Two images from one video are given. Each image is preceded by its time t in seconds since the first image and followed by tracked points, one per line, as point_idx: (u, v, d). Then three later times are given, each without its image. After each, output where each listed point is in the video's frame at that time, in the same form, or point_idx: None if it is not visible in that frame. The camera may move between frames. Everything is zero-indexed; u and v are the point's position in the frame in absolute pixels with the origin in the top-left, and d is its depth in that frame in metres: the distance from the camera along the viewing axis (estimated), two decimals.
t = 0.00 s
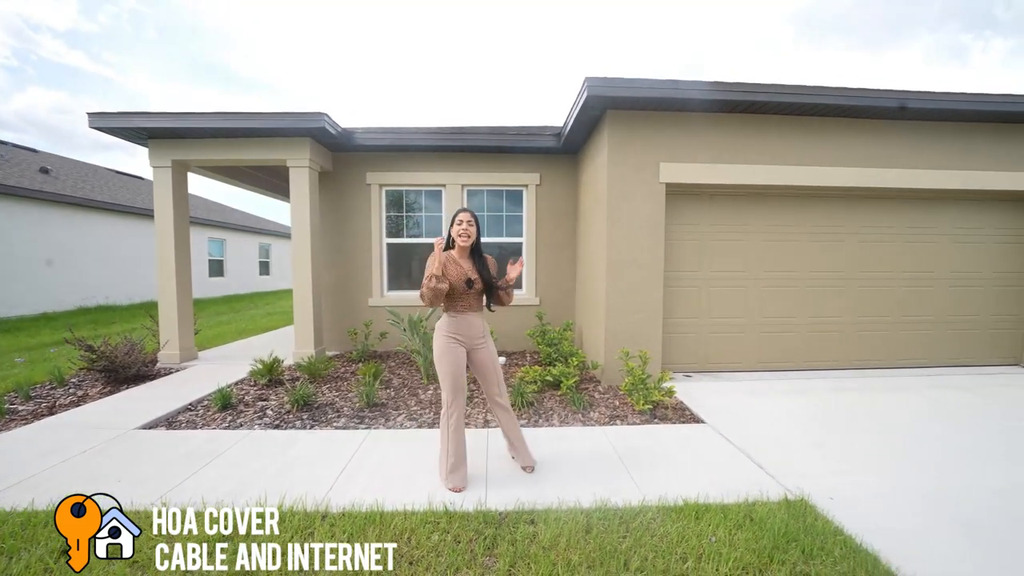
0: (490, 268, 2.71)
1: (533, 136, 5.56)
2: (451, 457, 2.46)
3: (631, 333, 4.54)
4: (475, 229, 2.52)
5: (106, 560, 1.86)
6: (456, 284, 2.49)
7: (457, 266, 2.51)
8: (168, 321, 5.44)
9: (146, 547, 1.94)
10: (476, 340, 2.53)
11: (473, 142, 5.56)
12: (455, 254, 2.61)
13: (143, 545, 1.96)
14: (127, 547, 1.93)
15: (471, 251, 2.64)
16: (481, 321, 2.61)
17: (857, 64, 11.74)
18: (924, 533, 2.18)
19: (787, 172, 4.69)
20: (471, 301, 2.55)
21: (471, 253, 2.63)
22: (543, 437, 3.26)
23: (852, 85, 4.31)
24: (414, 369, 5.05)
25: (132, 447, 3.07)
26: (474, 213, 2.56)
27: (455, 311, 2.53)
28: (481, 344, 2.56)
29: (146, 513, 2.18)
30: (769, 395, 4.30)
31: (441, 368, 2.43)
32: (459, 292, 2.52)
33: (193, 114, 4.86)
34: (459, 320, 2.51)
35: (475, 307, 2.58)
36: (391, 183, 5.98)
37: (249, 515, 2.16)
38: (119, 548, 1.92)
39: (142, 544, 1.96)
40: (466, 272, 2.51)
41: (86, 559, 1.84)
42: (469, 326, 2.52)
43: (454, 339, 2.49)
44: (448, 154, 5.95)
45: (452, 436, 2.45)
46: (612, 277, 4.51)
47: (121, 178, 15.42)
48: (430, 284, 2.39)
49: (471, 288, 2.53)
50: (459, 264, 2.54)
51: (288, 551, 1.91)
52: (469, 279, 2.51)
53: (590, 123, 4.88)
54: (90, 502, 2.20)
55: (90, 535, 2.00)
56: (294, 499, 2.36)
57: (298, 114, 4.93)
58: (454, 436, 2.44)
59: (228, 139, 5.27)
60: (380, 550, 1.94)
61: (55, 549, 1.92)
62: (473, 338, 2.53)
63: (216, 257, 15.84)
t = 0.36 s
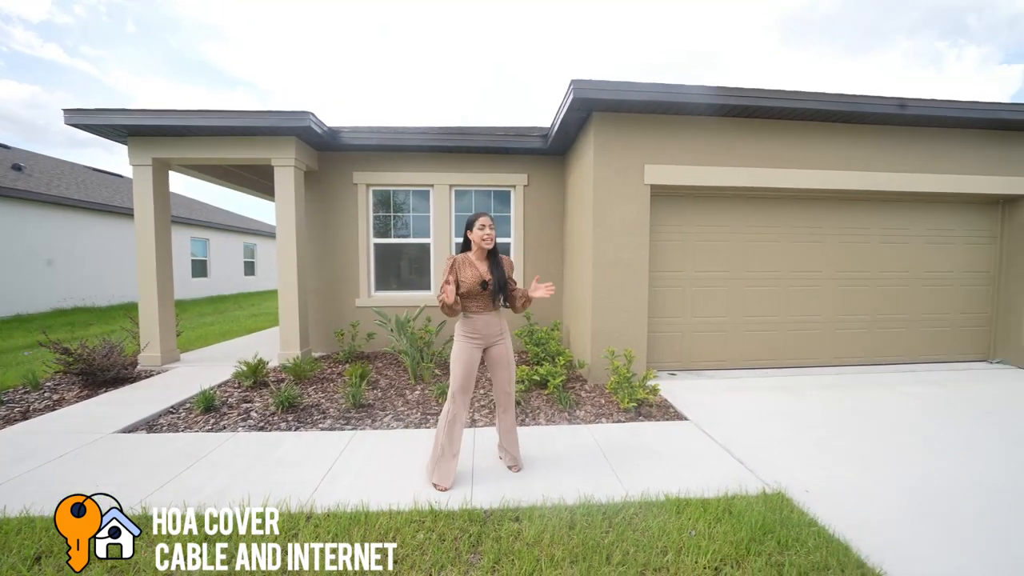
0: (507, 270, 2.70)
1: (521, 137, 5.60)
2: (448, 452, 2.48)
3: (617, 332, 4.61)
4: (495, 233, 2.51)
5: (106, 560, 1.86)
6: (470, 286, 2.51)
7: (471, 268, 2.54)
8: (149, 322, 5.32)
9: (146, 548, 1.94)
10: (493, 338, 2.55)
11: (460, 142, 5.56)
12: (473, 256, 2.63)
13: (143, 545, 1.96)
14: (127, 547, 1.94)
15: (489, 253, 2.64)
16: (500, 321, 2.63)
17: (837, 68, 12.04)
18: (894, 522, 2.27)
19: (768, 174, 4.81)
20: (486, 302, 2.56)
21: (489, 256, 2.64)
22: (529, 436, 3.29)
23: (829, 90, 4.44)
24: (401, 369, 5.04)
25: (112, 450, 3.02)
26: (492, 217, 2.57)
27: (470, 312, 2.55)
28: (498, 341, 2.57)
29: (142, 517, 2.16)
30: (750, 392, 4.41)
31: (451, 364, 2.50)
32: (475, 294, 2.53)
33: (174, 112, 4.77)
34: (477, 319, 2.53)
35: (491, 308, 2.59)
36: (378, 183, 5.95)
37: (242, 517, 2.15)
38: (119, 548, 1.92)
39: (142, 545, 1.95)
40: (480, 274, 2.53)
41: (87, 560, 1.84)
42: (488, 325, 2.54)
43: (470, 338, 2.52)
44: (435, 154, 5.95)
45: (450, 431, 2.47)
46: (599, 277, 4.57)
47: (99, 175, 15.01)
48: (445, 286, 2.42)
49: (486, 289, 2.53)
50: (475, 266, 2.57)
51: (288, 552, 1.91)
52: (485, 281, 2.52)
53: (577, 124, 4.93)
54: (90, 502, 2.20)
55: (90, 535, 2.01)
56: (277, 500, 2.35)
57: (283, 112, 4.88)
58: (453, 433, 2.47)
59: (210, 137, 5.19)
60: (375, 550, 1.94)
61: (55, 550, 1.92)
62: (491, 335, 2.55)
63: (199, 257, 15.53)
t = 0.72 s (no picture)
0: (513, 271, 2.74)
1: (511, 138, 5.63)
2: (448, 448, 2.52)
3: (605, 331, 4.66)
4: (501, 236, 2.55)
5: (107, 560, 1.86)
6: (477, 287, 2.57)
7: (479, 269, 2.59)
8: (134, 322, 5.26)
9: (147, 547, 1.94)
10: (498, 336, 2.59)
11: (451, 142, 5.58)
12: (480, 257, 2.67)
13: (143, 545, 1.96)
14: (127, 547, 1.94)
15: (496, 254, 2.69)
16: (506, 319, 2.68)
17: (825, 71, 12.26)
18: (867, 514, 2.35)
19: (753, 176, 4.89)
20: (493, 302, 2.60)
21: (497, 258, 2.68)
22: (515, 434, 3.33)
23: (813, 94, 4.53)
24: (391, 369, 5.04)
25: (97, 451, 3.00)
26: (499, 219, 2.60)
27: (477, 312, 2.58)
28: (502, 338, 2.62)
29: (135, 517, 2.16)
30: (735, 390, 4.49)
31: (458, 361, 2.53)
32: (482, 294, 2.57)
33: (161, 110, 4.73)
34: (485, 318, 2.56)
35: (498, 307, 2.63)
36: (368, 183, 5.94)
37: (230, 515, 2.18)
38: (119, 548, 1.93)
39: (142, 545, 1.96)
40: (487, 275, 2.58)
41: (86, 559, 1.83)
42: (495, 323, 2.58)
43: (477, 335, 2.56)
44: (426, 154, 5.96)
45: (453, 427, 2.50)
46: (588, 277, 4.62)
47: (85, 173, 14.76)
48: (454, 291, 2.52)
49: (493, 289, 2.59)
50: (482, 267, 2.62)
51: (286, 552, 1.92)
52: (491, 281, 2.57)
53: (566, 125, 4.98)
54: (90, 502, 2.20)
55: (90, 536, 2.01)
56: (263, 499, 2.36)
57: (271, 111, 4.86)
58: (454, 429, 2.50)
59: (198, 136, 5.15)
60: (362, 546, 1.96)
61: (55, 551, 1.93)
62: (496, 333, 2.59)
63: (188, 256, 15.34)
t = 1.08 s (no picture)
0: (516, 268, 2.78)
1: (505, 139, 5.69)
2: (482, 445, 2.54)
3: (597, 330, 4.72)
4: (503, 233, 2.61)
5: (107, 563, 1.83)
6: (475, 281, 2.66)
7: (478, 264, 2.68)
8: (129, 322, 5.27)
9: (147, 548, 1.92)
10: (495, 331, 2.63)
11: (445, 143, 5.63)
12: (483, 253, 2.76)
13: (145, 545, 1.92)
14: (127, 547, 1.90)
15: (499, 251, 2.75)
16: (503, 314, 2.72)
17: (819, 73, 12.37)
18: (848, 507, 2.41)
19: (743, 176, 4.96)
20: (489, 297, 2.67)
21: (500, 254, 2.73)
22: (506, 431, 3.38)
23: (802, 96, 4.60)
24: (386, 368, 5.08)
25: (92, 449, 3.03)
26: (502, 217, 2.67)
27: (472, 305, 2.68)
28: (499, 334, 2.65)
29: (131, 513, 2.20)
30: (725, 388, 4.55)
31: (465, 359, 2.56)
32: (478, 288, 2.66)
33: (157, 110, 4.75)
34: (481, 313, 2.62)
35: (493, 302, 2.69)
36: (364, 183, 5.98)
37: (224, 510, 2.22)
38: (119, 548, 1.90)
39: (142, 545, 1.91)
40: (485, 270, 2.66)
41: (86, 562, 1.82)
42: (491, 319, 2.63)
43: (475, 331, 2.60)
44: (421, 155, 6.00)
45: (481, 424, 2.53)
46: (580, 276, 4.67)
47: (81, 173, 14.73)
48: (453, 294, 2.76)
49: (490, 284, 2.65)
50: (483, 263, 2.70)
51: (279, 545, 1.96)
52: (488, 276, 2.64)
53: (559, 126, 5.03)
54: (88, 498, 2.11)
55: (91, 534, 1.96)
56: (256, 495, 2.40)
57: (267, 112, 4.89)
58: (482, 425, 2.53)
59: (194, 136, 5.17)
60: (353, 540, 2.00)
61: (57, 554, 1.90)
62: (493, 329, 2.63)
63: (184, 256, 15.33)
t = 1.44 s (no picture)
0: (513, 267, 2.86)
1: (501, 140, 5.76)
2: (507, 442, 2.64)
3: (591, 329, 4.79)
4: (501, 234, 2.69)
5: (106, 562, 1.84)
6: (477, 282, 2.71)
7: (479, 265, 2.75)
8: (128, 321, 5.32)
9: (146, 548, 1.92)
10: (499, 331, 2.73)
11: (442, 144, 5.70)
12: (482, 255, 2.83)
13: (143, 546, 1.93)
14: (127, 548, 1.91)
15: (497, 251, 2.84)
16: (504, 313, 2.80)
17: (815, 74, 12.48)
18: (830, 500, 2.48)
19: (735, 178, 5.04)
20: (491, 297, 2.72)
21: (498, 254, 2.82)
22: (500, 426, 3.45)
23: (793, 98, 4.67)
24: (383, 366, 5.14)
25: (93, 444, 3.09)
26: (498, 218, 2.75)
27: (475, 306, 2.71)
28: (501, 334, 2.75)
29: (131, 506, 2.25)
30: (716, 386, 4.63)
31: (472, 360, 2.62)
32: (481, 288, 2.70)
33: (157, 111, 4.80)
34: (484, 313, 2.68)
35: (496, 302, 2.75)
36: (361, 183, 6.04)
37: (224, 502, 2.28)
38: (119, 548, 1.91)
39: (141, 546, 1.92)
40: (487, 270, 2.72)
41: (86, 561, 1.82)
42: (494, 318, 2.71)
43: (479, 331, 2.67)
44: (418, 155, 6.07)
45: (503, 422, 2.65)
46: (574, 276, 4.74)
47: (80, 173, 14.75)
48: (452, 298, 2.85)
49: (492, 285, 2.70)
50: (483, 263, 2.77)
51: (276, 534, 2.03)
52: (490, 276, 2.70)
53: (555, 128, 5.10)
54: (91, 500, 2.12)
55: (91, 535, 1.97)
56: (254, 488, 2.47)
57: (265, 113, 4.95)
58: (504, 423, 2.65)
59: (193, 137, 5.23)
60: (348, 531, 2.07)
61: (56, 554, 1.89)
62: (496, 329, 2.72)
63: (183, 255, 15.34)
